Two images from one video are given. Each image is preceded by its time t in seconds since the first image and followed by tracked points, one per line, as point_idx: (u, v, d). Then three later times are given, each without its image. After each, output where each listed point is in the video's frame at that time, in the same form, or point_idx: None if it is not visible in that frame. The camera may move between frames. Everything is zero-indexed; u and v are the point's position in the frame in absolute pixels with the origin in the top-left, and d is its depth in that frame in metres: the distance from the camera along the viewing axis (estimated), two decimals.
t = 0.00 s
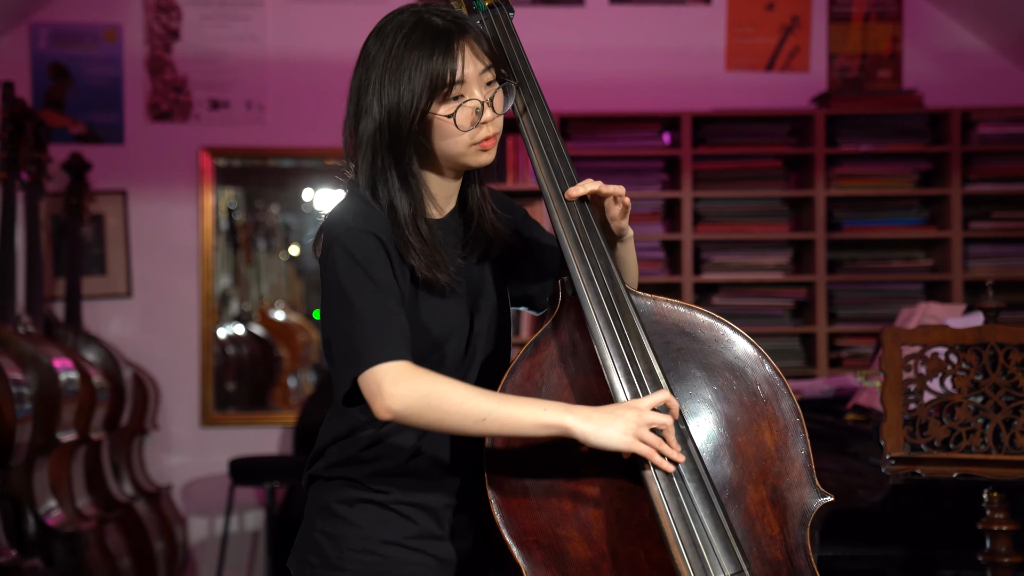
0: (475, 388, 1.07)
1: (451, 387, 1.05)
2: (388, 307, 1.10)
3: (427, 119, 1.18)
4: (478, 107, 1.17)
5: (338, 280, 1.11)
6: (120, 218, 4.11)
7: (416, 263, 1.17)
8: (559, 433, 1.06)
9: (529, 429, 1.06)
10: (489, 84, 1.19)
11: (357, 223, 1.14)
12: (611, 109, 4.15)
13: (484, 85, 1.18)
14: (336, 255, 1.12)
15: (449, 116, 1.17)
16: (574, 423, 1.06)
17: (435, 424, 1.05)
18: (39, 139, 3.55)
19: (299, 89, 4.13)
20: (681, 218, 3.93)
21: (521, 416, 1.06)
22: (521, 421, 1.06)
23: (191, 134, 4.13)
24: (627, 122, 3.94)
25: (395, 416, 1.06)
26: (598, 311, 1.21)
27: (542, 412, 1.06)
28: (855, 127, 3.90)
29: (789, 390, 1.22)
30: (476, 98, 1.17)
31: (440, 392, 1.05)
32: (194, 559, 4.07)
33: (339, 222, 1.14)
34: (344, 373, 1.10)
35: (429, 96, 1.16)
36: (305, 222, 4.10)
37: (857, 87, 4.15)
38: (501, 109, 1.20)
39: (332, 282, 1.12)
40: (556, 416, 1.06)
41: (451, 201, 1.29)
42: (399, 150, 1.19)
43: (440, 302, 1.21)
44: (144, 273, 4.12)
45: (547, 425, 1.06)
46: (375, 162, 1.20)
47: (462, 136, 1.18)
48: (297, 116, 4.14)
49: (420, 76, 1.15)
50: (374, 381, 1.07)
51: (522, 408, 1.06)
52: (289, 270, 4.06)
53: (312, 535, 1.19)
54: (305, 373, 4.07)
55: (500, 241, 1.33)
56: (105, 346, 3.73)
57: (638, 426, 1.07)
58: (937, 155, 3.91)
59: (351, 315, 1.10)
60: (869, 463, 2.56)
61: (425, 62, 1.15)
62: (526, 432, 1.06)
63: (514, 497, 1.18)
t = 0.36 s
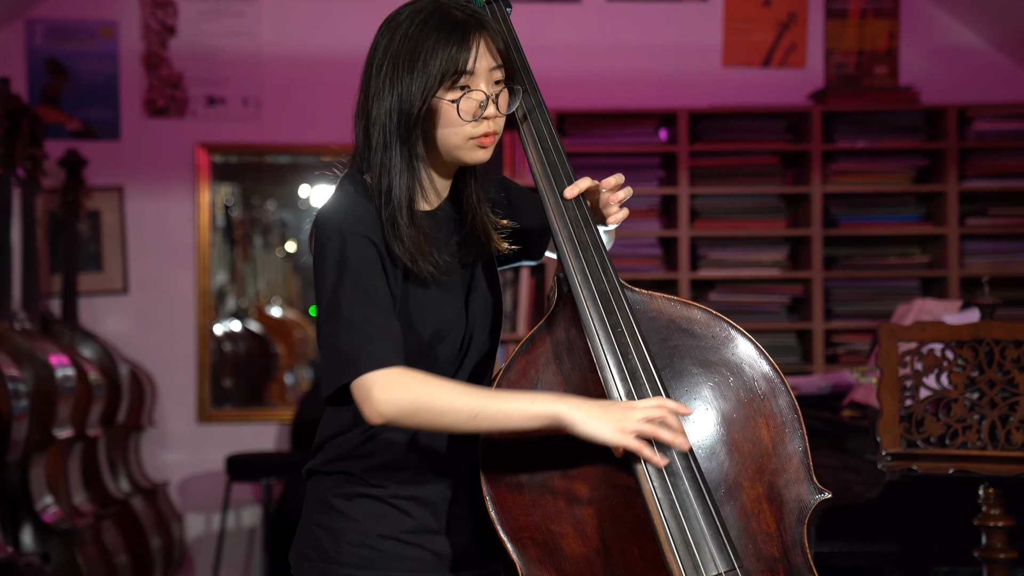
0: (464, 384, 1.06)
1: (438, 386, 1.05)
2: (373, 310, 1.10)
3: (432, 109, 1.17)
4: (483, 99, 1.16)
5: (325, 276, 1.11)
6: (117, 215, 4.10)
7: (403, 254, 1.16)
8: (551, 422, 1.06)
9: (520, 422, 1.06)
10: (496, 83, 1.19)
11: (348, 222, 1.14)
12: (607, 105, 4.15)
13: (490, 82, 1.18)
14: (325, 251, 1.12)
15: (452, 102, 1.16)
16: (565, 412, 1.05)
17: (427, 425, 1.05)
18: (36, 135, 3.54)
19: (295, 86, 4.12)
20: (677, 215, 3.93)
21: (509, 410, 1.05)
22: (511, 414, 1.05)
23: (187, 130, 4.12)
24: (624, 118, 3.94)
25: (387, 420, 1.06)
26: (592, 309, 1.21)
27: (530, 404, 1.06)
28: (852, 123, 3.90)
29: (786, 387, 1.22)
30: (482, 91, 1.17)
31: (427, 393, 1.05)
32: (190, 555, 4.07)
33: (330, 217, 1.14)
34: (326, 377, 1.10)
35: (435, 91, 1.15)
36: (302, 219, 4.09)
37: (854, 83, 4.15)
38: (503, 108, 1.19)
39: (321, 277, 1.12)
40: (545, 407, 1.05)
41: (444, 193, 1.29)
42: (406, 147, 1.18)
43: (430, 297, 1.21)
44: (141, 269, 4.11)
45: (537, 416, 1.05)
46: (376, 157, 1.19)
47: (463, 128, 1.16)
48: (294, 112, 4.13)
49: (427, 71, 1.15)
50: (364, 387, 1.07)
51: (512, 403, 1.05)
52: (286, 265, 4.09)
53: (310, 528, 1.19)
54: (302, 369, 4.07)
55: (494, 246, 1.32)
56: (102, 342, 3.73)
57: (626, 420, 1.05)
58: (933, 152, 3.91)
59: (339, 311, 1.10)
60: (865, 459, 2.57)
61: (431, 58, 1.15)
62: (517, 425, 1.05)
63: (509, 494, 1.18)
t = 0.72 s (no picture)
0: (474, 381, 1.07)
1: (451, 382, 1.06)
2: (377, 315, 1.09)
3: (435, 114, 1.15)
4: (479, 98, 1.17)
5: (321, 287, 1.10)
6: (113, 215, 4.10)
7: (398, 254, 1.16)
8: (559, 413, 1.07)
9: (531, 414, 1.07)
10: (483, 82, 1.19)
11: (338, 231, 1.12)
12: (604, 106, 4.16)
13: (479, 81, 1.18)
14: (319, 264, 1.10)
15: (459, 110, 1.15)
16: (576, 403, 1.06)
17: (438, 421, 1.05)
18: (32, 136, 3.54)
19: (292, 86, 4.12)
20: (674, 215, 3.93)
21: (522, 402, 1.06)
22: (523, 407, 1.06)
23: (184, 131, 4.12)
24: (622, 119, 3.94)
25: (398, 419, 1.05)
26: (595, 308, 1.21)
27: (543, 396, 1.07)
28: (849, 124, 3.91)
29: (786, 387, 1.22)
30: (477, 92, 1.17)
31: (441, 388, 1.05)
32: (187, 556, 4.07)
33: (318, 227, 1.13)
34: (335, 387, 1.09)
35: (433, 94, 1.13)
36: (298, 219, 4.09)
37: (851, 84, 4.15)
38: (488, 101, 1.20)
39: (315, 289, 1.10)
40: (557, 397, 1.07)
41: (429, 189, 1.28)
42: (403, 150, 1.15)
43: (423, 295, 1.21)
44: (137, 270, 4.11)
45: (547, 409, 1.07)
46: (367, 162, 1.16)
47: (465, 129, 1.17)
48: (291, 113, 4.13)
49: (422, 75, 1.12)
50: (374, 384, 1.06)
51: (524, 395, 1.07)
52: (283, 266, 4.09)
53: (309, 530, 1.19)
54: (298, 370, 4.09)
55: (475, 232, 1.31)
56: (99, 343, 3.72)
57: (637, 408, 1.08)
58: (931, 152, 3.92)
59: (338, 322, 1.08)
60: (862, 460, 2.57)
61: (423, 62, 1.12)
62: (527, 417, 1.07)
63: (510, 492, 1.18)
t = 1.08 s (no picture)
0: (474, 383, 1.06)
1: (453, 382, 1.05)
2: (380, 313, 1.07)
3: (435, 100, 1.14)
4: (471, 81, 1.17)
5: (326, 291, 1.08)
6: (114, 222, 4.10)
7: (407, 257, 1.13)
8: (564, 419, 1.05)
9: (534, 418, 1.05)
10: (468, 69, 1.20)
11: (344, 233, 1.10)
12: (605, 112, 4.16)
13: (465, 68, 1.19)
14: (324, 266, 1.08)
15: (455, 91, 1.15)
16: (577, 410, 1.05)
17: (439, 423, 1.04)
18: (34, 141, 3.53)
19: (293, 92, 4.12)
20: (675, 221, 3.93)
21: (527, 406, 1.05)
22: (526, 410, 1.05)
23: (186, 137, 4.12)
24: (623, 125, 3.95)
25: (398, 417, 1.04)
26: (600, 313, 1.20)
27: (545, 399, 1.06)
28: (849, 131, 3.91)
29: (792, 394, 1.22)
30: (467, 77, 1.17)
31: (441, 391, 1.04)
32: (188, 563, 4.05)
33: (323, 231, 1.11)
34: (343, 384, 1.08)
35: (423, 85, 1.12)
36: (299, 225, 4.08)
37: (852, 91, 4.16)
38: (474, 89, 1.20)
39: (321, 293, 1.08)
40: (558, 401, 1.05)
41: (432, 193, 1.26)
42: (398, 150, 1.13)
43: (429, 299, 1.18)
44: (139, 276, 4.10)
45: (548, 412, 1.05)
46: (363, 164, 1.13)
47: (463, 113, 1.16)
48: (292, 119, 4.13)
49: (416, 69, 1.12)
50: (373, 384, 1.05)
51: (528, 399, 1.06)
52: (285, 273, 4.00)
53: (315, 539, 1.18)
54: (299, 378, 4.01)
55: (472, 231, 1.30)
56: (101, 349, 3.72)
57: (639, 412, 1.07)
58: (931, 159, 3.92)
59: (344, 324, 1.06)
60: (863, 466, 2.57)
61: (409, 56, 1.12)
62: (529, 420, 1.05)
63: (515, 498, 1.18)
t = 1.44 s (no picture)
0: (473, 400, 1.06)
1: (452, 402, 1.04)
2: (384, 328, 1.07)
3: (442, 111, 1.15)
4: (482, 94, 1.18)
5: (333, 304, 1.08)
6: (126, 234, 4.12)
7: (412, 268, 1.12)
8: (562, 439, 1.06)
9: (531, 438, 1.05)
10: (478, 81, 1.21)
11: (352, 245, 1.10)
12: (614, 124, 4.17)
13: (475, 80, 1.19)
14: (331, 279, 1.08)
15: (464, 104, 1.16)
16: (575, 429, 1.05)
17: (438, 440, 1.04)
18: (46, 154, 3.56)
19: (304, 106, 4.14)
20: (685, 233, 3.92)
21: (522, 425, 1.05)
22: (522, 430, 1.05)
23: (197, 149, 4.14)
24: (632, 137, 3.95)
25: (398, 433, 1.04)
26: (609, 326, 1.20)
27: (542, 419, 1.06)
28: (860, 143, 3.91)
29: (802, 406, 1.21)
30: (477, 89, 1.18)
31: (441, 408, 1.04)
32: (199, 575, 4.05)
33: (331, 243, 1.11)
34: (345, 398, 1.08)
35: (437, 99, 1.13)
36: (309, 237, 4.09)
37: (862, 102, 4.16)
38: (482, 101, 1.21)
39: (328, 306, 1.08)
40: (557, 421, 1.06)
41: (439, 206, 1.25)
42: (407, 158, 1.13)
43: (435, 311, 1.18)
44: (150, 287, 4.12)
45: (549, 433, 1.05)
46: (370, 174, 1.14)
47: (472, 126, 1.17)
48: (302, 131, 4.15)
49: (424, 81, 1.12)
50: (373, 400, 1.05)
51: (522, 418, 1.05)
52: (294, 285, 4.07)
53: (325, 552, 1.18)
54: (309, 388, 4.04)
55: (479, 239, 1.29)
56: (112, 361, 3.73)
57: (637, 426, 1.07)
58: (942, 170, 3.91)
59: (350, 337, 1.06)
60: (875, 478, 2.55)
61: (424, 69, 1.12)
62: (528, 439, 1.05)
63: (524, 512, 1.18)
